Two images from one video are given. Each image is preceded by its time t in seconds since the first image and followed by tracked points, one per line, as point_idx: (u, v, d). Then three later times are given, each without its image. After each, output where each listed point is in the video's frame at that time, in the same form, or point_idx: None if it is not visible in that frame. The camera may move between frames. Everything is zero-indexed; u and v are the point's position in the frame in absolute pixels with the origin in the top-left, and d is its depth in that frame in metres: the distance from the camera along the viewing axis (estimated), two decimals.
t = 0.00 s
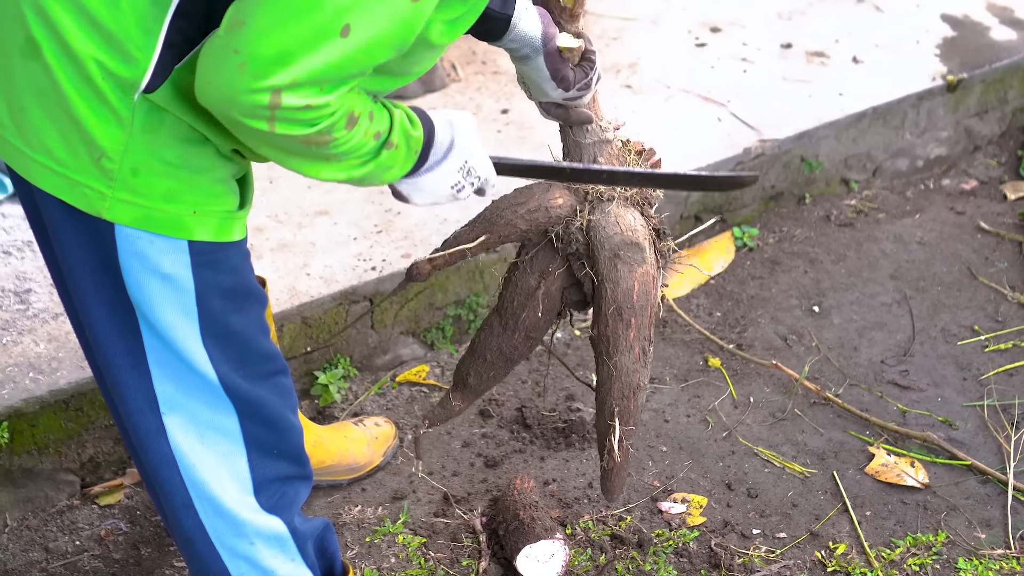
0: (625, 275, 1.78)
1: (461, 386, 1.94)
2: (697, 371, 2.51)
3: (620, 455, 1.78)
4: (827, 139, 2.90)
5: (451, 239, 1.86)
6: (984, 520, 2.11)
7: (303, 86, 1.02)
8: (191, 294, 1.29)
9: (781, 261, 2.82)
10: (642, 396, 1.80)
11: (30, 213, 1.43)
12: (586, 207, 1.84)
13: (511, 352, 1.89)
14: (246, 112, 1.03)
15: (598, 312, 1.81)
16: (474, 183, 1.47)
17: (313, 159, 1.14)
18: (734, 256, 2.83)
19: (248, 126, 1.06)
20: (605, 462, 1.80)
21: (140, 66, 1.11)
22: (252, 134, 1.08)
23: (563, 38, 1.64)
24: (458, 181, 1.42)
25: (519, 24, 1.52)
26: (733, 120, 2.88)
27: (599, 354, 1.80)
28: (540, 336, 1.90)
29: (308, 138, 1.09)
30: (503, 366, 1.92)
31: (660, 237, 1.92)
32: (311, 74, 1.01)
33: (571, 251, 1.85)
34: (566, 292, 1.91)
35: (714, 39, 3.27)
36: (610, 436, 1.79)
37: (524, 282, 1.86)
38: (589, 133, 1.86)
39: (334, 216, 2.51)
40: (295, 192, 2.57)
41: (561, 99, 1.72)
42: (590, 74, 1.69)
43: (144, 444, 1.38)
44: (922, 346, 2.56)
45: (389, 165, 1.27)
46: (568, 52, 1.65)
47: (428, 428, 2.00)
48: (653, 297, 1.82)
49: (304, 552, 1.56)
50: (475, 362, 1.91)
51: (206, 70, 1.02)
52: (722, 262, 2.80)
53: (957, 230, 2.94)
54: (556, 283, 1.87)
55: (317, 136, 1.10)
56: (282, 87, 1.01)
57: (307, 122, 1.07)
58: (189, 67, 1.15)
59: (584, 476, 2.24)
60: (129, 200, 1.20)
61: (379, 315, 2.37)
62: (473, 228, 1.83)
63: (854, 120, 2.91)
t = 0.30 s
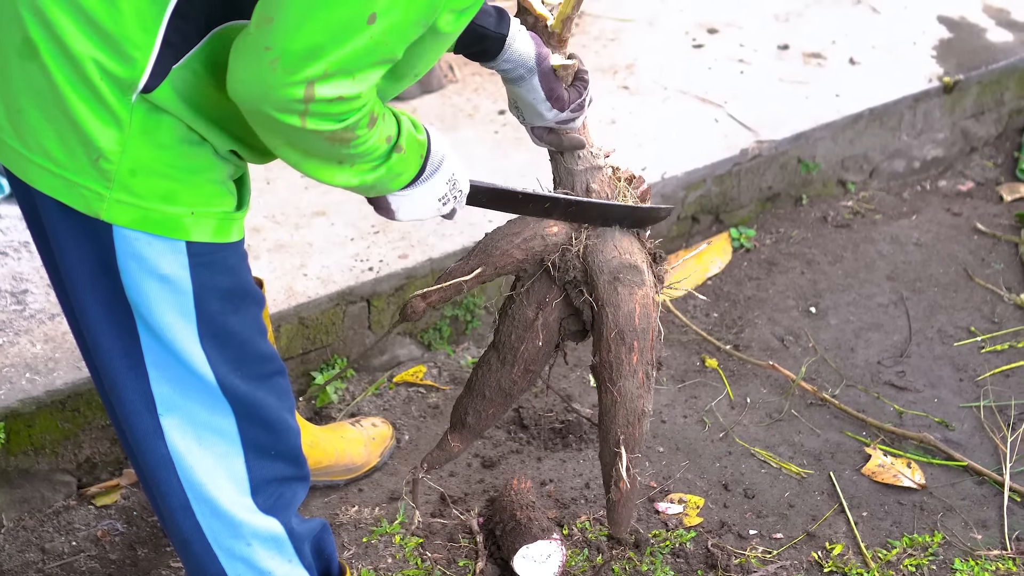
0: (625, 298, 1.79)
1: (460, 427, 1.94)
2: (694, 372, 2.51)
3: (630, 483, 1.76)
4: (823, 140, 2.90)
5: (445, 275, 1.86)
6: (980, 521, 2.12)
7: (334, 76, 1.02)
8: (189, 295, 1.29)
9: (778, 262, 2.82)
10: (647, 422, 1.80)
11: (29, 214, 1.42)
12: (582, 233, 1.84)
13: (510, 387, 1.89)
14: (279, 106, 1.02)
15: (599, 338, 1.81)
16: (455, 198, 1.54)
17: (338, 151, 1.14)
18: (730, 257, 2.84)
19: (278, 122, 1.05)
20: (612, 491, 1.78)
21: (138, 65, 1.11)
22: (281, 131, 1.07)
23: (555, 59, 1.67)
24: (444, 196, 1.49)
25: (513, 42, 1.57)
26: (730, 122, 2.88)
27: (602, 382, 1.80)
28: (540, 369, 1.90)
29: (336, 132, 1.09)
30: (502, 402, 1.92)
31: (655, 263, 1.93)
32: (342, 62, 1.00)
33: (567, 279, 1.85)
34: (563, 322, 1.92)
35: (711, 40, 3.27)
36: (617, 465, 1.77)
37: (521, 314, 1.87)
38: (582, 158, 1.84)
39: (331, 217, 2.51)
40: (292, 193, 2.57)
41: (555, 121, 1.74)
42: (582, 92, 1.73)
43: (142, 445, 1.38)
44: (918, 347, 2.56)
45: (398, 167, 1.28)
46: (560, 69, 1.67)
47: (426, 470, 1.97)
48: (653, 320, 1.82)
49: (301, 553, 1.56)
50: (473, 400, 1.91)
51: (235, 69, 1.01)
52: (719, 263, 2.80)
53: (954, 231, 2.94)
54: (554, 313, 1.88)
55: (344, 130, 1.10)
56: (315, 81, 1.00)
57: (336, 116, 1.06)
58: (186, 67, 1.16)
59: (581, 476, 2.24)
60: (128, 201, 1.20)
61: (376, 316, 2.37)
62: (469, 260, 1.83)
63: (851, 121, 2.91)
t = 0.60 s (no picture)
0: (620, 313, 1.77)
1: (454, 439, 1.95)
2: (693, 369, 2.51)
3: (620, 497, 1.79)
4: (822, 138, 2.91)
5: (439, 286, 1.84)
6: (978, 518, 2.12)
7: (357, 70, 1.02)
8: (185, 293, 1.29)
9: (777, 260, 2.83)
10: (640, 436, 1.81)
11: (25, 213, 1.43)
12: (576, 250, 1.82)
13: (504, 399, 1.89)
14: (308, 108, 1.04)
15: (593, 351, 1.80)
16: (624, 92, 1.39)
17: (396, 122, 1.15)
18: (730, 255, 2.83)
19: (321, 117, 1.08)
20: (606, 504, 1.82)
21: (134, 64, 1.11)
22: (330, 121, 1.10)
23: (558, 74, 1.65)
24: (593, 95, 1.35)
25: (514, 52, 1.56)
26: (729, 119, 2.89)
27: (595, 395, 1.80)
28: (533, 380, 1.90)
29: (383, 112, 1.10)
30: (496, 413, 1.92)
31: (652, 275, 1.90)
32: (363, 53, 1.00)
33: (563, 292, 1.83)
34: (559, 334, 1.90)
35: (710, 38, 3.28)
36: (610, 478, 1.80)
37: (516, 327, 1.86)
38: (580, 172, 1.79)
39: (331, 214, 2.51)
40: (291, 189, 2.57)
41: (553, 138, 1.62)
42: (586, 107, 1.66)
43: (138, 442, 1.38)
44: (917, 345, 2.56)
45: (498, 108, 1.24)
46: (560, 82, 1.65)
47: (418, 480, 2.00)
48: (648, 335, 1.81)
49: (298, 551, 1.56)
50: (468, 411, 1.92)
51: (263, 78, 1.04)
52: (718, 261, 2.79)
53: (953, 230, 2.95)
54: (549, 325, 1.86)
55: (390, 109, 1.10)
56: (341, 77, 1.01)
57: (370, 102, 1.07)
58: (183, 65, 1.14)
59: (580, 473, 2.25)
60: (123, 198, 1.20)
61: (375, 313, 2.37)
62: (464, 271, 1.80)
63: (850, 119, 2.92)
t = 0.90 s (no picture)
0: (607, 321, 1.75)
1: (437, 438, 1.97)
2: (696, 361, 2.51)
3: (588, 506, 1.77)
4: (826, 130, 2.91)
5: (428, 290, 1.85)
6: (982, 510, 2.12)
7: (362, 66, 0.96)
8: (186, 283, 1.26)
9: (781, 251, 2.82)
10: (619, 445, 1.78)
11: (29, 202, 1.40)
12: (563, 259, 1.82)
13: (488, 401, 1.92)
14: (311, 111, 0.97)
15: (576, 358, 1.78)
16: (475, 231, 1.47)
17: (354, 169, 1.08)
18: (733, 246, 2.84)
19: (300, 122, 0.99)
20: (580, 510, 1.79)
21: (138, 54, 1.08)
22: (303, 134, 1.01)
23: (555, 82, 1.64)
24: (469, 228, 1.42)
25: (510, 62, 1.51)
26: (732, 111, 2.88)
27: (577, 401, 1.77)
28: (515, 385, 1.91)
29: (371, 137, 1.04)
30: (478, 416, 1.94)
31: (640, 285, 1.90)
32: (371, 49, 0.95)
33: (550, 300, 1.85)
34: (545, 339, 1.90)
35: (714, 30, 3.27)
36: (588, 484, 1.76)
37: (502, 329, 1.87)
38: (570, 179, 1.84)
39: (334, 205, 2.51)
40: (294, 180, 2.57)
41: (552, 142, 1.71)
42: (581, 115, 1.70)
43: (138, 433, 1.34)
44: (920, 337, 2.56)
45: (428, 185, 1.23)
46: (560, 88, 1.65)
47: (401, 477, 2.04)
48: (634, 345, 1.78)
49: (300, 541, 1.51)
50: (450, 412, 1.93)
51: (264, 78, 0.97)
52: (721, 252, 2.81)
53: (956, 222, 2.95)
54: (534, 330, 1.87)
55: (378, 135, 1.04)
56: (340, 75, 0.95)
57: (369, 118, 1.01)
58: (185, 55, 1.11)
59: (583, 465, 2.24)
60: (125, 188, 1.17)
61: (378, 303, 2.37)
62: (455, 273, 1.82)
63: (854, 111, 2.92)
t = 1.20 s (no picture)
0: (640, 309, 1.76)
1: (491, 454, 1.92)
2: (702, 353, 2.50)
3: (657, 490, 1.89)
4: (832, 122, 2.90)
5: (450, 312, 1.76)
6: (988, 503, 2.11)
7: (438, 100, 0.93)
8: (193, 275, 1.25)
9: (787, 244, 2.82)
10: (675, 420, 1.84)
11: (33, 194, 1.38)
12: (581, 259, 1.76)
13: (537, 408, 1.87)
14: (387, 154, 0.93)
15: (617, 349, 1.79)
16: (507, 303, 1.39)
17: (434, 221, 1.03)
18: (739, 238, 2.83)
19: (379, 170, 0.94)
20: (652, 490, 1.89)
21: (143, 46, 1.07)
22: (381, 185, 0.96)
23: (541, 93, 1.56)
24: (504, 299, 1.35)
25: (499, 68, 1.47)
26: (739, 103, 2.88)
27: (628, 391, 1.81)
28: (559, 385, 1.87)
29: (444, 185, 0.99)
30: (530, 424, 1.89)
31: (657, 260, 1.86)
32: (443, 81, 0.93)
33: (577, 297, 1.81)
34: (578, 334, 1.88)
35: (720, 21, 3.27)
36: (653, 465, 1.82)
37: (536, 336, 1.82)
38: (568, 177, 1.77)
39: (339, 197, 2.50)
40: (300, 172, 2.57)
41: (539, 148, 1.63)
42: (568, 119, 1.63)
43: (145, 426, 1.32)
44: (927, 329, 2.56)
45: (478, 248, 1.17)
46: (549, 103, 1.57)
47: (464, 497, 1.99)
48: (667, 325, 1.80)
49: (308, 534, 1.48)
50: (501, 425, 1.88)
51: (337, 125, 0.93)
52: (728, 244, 2.79)
53: (963, 214, 2.94)
54: (568, 330, 1.83)
55: (450, 182, 1.00)
56: (418, 109, 0.91)
57: (444, 160, 0.97)
58: (194, 49, 1.09)
59: (590, 458, 2.24)
60: (132, 180, 1.16)
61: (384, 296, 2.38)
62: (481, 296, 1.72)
63: (860, 103, 2.91)
